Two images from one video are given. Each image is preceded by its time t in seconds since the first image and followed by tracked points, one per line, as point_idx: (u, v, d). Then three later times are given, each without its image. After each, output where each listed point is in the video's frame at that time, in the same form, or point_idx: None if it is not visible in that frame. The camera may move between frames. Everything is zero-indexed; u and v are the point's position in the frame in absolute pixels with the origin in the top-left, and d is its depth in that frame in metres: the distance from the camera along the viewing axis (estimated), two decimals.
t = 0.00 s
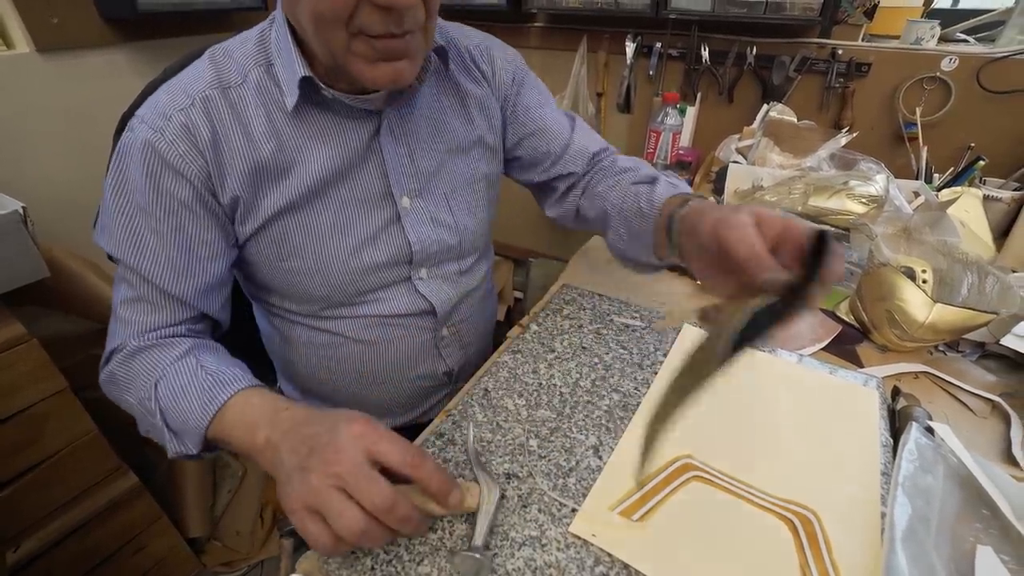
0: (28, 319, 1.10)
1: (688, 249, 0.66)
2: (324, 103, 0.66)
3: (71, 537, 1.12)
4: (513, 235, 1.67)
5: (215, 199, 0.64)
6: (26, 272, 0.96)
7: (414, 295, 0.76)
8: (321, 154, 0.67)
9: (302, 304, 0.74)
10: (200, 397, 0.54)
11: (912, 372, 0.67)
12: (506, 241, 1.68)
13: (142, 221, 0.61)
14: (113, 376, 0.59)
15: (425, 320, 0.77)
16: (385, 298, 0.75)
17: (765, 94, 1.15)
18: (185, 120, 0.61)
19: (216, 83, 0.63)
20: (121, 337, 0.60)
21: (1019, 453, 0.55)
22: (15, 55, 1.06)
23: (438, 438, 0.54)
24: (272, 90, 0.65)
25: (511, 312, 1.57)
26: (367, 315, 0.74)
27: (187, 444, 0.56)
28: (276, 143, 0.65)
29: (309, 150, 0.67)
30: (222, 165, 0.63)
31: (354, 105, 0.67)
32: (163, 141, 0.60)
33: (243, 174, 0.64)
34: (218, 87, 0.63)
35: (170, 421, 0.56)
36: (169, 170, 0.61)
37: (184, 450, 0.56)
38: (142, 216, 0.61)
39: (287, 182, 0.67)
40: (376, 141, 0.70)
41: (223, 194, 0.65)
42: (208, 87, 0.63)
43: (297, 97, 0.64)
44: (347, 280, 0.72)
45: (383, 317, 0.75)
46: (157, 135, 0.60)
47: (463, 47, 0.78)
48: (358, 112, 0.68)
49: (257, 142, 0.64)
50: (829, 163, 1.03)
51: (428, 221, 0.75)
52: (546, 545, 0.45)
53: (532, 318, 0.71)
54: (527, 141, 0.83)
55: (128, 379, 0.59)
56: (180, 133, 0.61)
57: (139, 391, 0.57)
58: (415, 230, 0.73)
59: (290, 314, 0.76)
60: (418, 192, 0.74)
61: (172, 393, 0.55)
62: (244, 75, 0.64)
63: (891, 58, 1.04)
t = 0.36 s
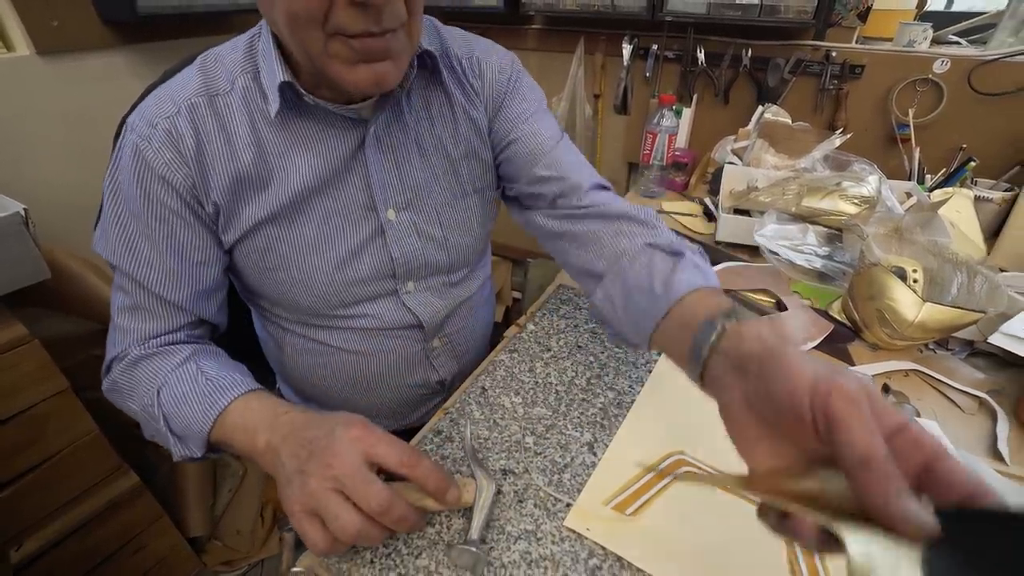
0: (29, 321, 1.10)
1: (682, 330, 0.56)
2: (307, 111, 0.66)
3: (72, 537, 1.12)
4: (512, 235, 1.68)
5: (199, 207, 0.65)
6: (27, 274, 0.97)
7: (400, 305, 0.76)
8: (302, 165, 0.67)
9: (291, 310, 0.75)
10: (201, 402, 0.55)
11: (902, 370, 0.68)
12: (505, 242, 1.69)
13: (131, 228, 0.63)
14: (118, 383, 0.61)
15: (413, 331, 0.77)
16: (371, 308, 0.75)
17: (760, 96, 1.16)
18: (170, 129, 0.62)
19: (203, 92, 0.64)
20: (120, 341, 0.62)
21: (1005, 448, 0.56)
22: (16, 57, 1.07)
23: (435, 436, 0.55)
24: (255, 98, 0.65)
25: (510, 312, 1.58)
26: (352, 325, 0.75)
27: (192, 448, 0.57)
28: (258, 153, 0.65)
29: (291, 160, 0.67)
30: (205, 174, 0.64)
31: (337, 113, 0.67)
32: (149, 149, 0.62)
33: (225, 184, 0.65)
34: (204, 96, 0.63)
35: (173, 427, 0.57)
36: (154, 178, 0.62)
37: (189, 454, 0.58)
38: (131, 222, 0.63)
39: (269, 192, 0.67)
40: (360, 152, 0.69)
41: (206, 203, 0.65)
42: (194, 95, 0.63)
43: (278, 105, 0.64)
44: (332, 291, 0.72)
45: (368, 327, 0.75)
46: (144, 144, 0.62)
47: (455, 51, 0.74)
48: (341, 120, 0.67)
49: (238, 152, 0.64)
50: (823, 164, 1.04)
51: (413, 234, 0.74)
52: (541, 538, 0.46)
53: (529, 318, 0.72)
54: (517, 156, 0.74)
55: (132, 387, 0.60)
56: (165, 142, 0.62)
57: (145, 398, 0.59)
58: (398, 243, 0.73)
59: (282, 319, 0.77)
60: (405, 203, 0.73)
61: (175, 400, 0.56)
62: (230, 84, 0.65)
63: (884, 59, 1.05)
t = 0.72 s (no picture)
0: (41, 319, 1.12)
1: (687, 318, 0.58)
2: (311, 120, 0.69)
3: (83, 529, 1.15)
4: (510, 234, 1.72)
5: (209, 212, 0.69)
6: (40, 271, 1.00)
7: (402, 304, 0.79)
8: (308, 171, 0.70)
9: (299, 308, 0.79)
10: (214, 386, 0.58)
11: (879, 361, 0.72)
12: (504, 241, 1.72)
13: (145, 233, 0.67)
14: (130, 376, 0.64)
15: (415, 327, 0.81)
16: (373, 306, 0.79)
17: (750, 99, 1.20)
18: (182, 139, 0.65)
19: (213, 103, 0.67)
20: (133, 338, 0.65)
21: (971, 432, 0.60)
22: (27, 62, 1.10)
23: (437, 422, 0.59)
24: (262, 109, 0.68)
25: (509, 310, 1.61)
26: (356, 322, 0.79)
27: (203, 433, 0.59)
28: (265, 161, 0.69)
29: (297, 167, 0.70)
30: (215, 181, 0.68)
31: (339, 122, 0.70)
32: (163, 159, 0.65)
33: (235, 190, 0.68)
34: (214, 108, 0.67)
35: (185, 414, 0.59)
36: (167, 186, 0.65)
37: (200, 440, 0.60)
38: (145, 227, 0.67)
39: (277, 198, 0.71)
40: (362, 159, 0.72)
41: (217, 209, 0.69)
42: (205, 107, 0.67)
43: (284, 115, 0.67)
44: (337, 291, 0.76)
45: (372, 324, 0.79)
46: (157, 154, 0.65)
47: (452, 61, 0.77)
48: (344, 129, 0.70)
49: (246, 160, 0.68)
50: (811, 165, 1.08)
51: (415, 236, 0.77)
52: (536, 513, 0.49)
53: (525, 313, 0.76)
54: (521, 153, 0.77)
55: (144, 380, 0.63)
56: (177, 151, 0.65)
57: (158, 387, 0.61)
58: (401, 245, 0.76)
59: (289, 316, 0.81)
60: (406, 207, 0.76)
61: (189, 387, 0.59)
62: (238, 95, 0.68)
63: (870, 64, 1.09)
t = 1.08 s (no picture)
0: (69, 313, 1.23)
1: (653, 284, 0.84)
2: (354, 124, 0.76)
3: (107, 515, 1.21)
4: (512, 233, 1.78)
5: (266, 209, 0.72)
6: (73, 269, 1.08)
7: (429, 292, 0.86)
8: (352, 170, 0.77)
9: (336, 299, 0.84)
10: (325, 357, 0.61)
11: (859, 349, 0.77)
12: (507, 241, 1.79)
13: (212, 229, 0.67)
14: (223, 370, 0.61)
15: (438, 313, 0.88)
16: (403, 294, 0.85)
17: (743, 105, 1.26)
18: (239, 143, 0.70)
19: (262, 110, 0.72)
20: (218, 334, 0.63)
21: (939, 411, 0.66)
22: (56, 70, 1.16)
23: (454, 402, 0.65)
24: (310, 115, 0.74)
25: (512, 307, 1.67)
26: (387, 309, 0.85)
27: (319, 411, 0.60)
28: (315, 162, 0.75)
29: (342, 166, 0.76)
30: (272, 180, 0.72)
31: (378, 125, 0.78)
32: (226, 158, 0.69)
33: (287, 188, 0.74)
34: (264, 114, 0.72)
35: (301, 395, 0.59)
36: (231, 183, 0.69)
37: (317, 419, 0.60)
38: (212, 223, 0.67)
39: (325, 196, 0.76)
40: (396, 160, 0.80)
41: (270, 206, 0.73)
42: (257, 113, 0.72)
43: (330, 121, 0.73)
44: (374, 281, 0.82)
45: (402, 311, 0.85)
46: (220, 154, 0.69)
47: (467, 77, 0.90)
48: (383, 132, 0.78)
49: (299, 161, 0.73)
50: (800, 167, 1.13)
51: (442, 228, 0.85)
52: (546, 478, 0.55)
53: (532, 305, 0.82)
54: (532, 159, 0.96)
55: (244, 370, 0.61)
56: (237, 153, 0.69)
57: (261, 373, 0.60)
58: (433, 237, 0.83)
59: (322, 307, 0.86)
60: (434, 203, 0.84)
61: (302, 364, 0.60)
62: (283, 104, 0.73)
63: (856, 72, 1.15)
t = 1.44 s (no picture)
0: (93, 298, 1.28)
1: (627, 265, 0.92)
2: (393, 110, 0.85)
3: (131, 490, 1.27)
4: (514, 225, 1.85)
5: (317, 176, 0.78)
6: (104, 254, 1.15)
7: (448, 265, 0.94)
8: (391, 150, 0.85)
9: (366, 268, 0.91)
10: (407, 305, 0.65)
11: (835, 322, 0.85)
12: (508, 233, 1.86)
13: (274, 180, 0.71)
14: (287, 297, 0.62)
15: (455, 286, 0.97)
16: (425, 267, 0.94)
17: (732, 102, 1.34)
18: (297, 117, 0.76)
19: (313, 92, 0.80)
20: (282, 266, 0.65)
21: (903, 372, 0.73)
22: (80, 69, 1.22)
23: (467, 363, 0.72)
24: (355, 98, 0.82)
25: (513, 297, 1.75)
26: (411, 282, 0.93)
27: (393, 350, 0.62)
28: (360, 140, 0.82)
29: (382, 146, 0.84)
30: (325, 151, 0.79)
31: (413, 111, 0.86)
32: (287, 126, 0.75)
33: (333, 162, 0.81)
34: (316, 96, 0.80)
35: (379, 329, 0.62)
36: (291, 147, 0.75)
37: (387, 359, 0.62)
38: (274, 175, 0.71)
39: (367, 171, 0.84)
40: (426, 145, 0.89)
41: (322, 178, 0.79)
42: (310, 93, 0.79)
43: (373, 105, 0.82)
44: (403, 254, 0.90)
45: (423, 283, 0.94)
46: (281, 122, 0.75)
47: (484, 74, 0.99)
48: (417, 118, 0.87)
49: (347, 138, 0.81)
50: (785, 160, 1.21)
51: (465, 208, 0.94)
52: (549, 426, 0.62)
53: (535, 283, 0.89)
54: (536, 152, 1.05)
55: (314, 301, 0.63)
56: (296, 125, 0.76)
57: (337, 308, 0.62)
58: (457, 215, 0.92)
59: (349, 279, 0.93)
60: (457, 185, 0.93)
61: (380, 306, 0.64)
62: (330, 88, 0.81)
63: (838, 70, 1.22)
